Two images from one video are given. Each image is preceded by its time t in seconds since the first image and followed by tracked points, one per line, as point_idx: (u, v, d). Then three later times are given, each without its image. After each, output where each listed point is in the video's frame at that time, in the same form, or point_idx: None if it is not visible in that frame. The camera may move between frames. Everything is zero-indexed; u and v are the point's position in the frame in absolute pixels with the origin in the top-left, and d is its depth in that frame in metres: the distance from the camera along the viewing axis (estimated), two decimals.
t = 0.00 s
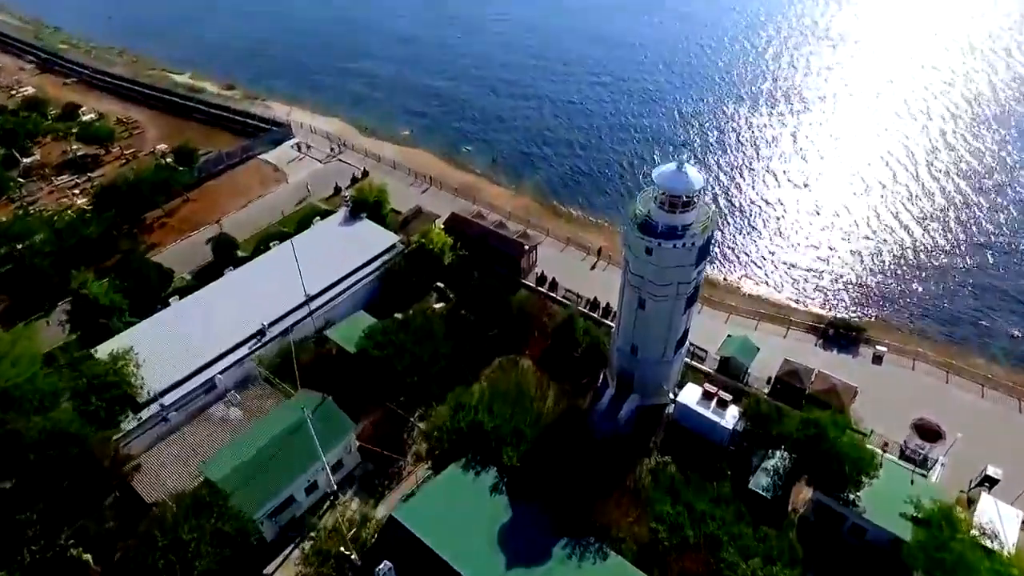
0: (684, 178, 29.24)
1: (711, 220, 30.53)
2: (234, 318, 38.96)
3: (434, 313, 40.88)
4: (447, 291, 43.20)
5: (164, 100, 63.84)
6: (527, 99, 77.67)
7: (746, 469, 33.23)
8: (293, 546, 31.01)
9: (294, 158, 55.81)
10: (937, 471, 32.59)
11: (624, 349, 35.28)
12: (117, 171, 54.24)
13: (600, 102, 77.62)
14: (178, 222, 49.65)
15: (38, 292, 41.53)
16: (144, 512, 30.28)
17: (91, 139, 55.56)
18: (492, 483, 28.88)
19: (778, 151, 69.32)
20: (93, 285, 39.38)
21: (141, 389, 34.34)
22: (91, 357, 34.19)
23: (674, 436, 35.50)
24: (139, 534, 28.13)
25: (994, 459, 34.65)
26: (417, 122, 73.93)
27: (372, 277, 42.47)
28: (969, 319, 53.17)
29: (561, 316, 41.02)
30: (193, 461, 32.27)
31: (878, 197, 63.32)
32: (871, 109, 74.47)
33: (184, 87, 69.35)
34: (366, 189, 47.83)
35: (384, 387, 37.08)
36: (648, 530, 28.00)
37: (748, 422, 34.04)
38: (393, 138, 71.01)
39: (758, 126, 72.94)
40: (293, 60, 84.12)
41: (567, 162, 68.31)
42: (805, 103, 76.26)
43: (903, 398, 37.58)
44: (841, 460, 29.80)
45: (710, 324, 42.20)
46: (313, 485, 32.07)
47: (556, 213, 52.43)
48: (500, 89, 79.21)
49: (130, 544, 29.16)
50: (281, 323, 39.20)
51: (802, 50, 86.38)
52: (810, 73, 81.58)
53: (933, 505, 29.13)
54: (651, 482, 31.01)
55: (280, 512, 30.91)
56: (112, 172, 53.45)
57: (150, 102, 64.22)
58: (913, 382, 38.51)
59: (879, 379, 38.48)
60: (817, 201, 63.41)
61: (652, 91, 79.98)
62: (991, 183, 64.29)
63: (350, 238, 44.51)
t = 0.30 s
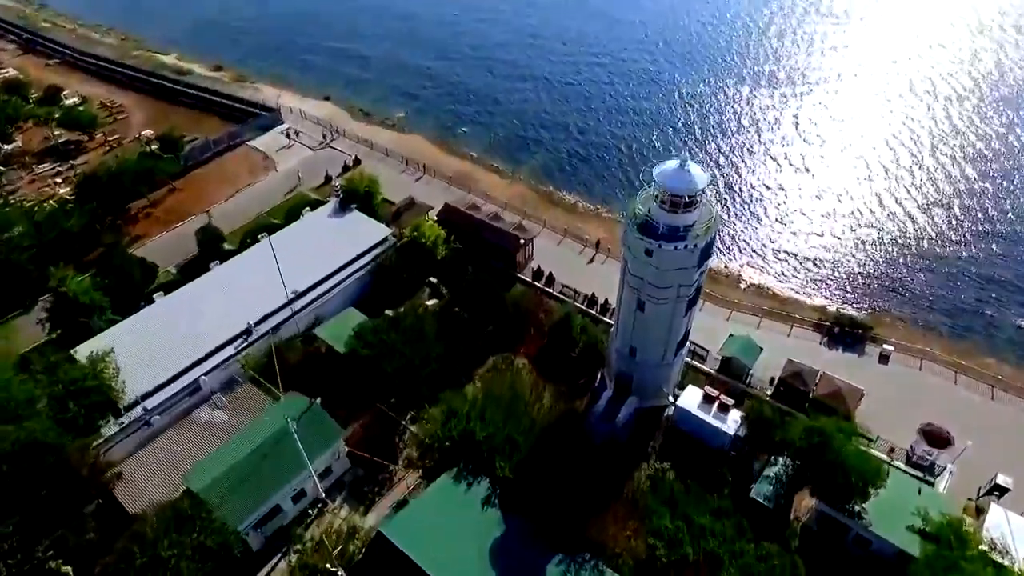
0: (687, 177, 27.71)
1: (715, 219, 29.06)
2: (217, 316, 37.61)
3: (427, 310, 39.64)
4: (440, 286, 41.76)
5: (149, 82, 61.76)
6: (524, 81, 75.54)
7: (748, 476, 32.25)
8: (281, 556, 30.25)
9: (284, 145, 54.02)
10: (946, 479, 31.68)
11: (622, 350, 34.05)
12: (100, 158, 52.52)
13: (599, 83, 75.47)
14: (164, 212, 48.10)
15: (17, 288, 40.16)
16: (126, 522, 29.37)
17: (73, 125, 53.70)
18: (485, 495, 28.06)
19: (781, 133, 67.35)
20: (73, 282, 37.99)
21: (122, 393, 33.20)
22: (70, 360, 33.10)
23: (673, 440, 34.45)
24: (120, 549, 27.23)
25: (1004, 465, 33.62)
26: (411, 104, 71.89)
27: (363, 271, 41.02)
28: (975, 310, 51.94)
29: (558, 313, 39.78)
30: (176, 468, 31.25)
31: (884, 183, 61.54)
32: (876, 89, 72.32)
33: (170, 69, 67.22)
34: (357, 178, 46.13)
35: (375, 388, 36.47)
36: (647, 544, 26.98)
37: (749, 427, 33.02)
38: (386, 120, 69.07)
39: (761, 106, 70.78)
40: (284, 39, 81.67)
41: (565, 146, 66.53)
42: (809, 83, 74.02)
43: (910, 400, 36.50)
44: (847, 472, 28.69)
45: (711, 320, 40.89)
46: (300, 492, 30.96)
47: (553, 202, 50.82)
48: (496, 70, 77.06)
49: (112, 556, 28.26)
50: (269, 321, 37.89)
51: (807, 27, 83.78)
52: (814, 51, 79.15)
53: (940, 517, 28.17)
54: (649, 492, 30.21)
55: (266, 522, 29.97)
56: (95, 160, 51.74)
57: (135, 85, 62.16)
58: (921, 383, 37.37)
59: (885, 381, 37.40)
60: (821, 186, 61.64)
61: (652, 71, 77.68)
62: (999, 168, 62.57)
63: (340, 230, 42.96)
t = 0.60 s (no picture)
0: (690, 179, 26.07)
1: (719, 222, 27.58)
2: (202, 316, 36.31)
3: (420, 308, 38.31)
4: (433, 282, 40.24)
5: (133, 64, 59.67)
6: (521, 61, 73.32)
7: (749, 485, 31.32)
8: (268, 568, 29.47)
9: (272, 132, 52.25)
10: (954, 490, 30.66)
11: (620, 353, 32.85)
12: (83, 146, 50.84)
13: (599, 64, 73.22)
14: (148, 203, 46.54)
15: None
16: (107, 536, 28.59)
17: (54, 110, 51.85)
18: (476, 510, 27.50)
19: (784, 115, 65.35)
20: (51, 280, 36.64)
21: (102, 400, 32.11)
22: (48, 365, 31.95)
23: (673, 445, 33.37)
24: (101, 566, 26.48)
25: (1014, 473, 32.53)
26: (404, 86, 69.75)
27: (352, 268, 39.64)
28: (982, 301, 50.64)
29: (555, 311, 38.45)
30: (159, 479, 30.31)
31: (890, 168, 59.80)
32: (882, 69, 70.07)
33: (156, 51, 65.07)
34: (347, 168, 44.49)
35: (365, 390, 35.62)
36: (644, 562, 26.15)
37: (750, 435, 32.10)
38: (379, 103, 67.13)
39: (763, 87, 68.63)
40: (274, 18, 79.15)
41: (562, 130, 64.73)
42: (814, 62, 71.71)
43: (917, 405, 35.31)
44: (853, 486, 27.58)
45: (712, 319, 39.61)
46: (288, 502, 30.26)
47: (551, 191, 49.22)
48: (492, 50, 74.85)
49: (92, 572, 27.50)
50: (255, 321, 36.56)
51: (812, 3, 81.11)
52: (819, 29, 76.61)
53: (949, 533, 27.03)
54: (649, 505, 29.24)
55: (252, 534, 29.14)
56: (77, 148, 50.06)
57: (119, 67, 60.06)
58: (930, 386, 36.14)
59: (891, 383, 36.23)
60: (825, 171, 59.91)
61: (653, 51, 75.31)
62: (1007, 153, 60.83)
63: (330, 224, 41.47)
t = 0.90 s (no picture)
0: (691, 182, 24.48)
1: (723, 227, 26.14)
2: (185, 318, 35.04)
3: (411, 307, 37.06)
4: (425, 280, 38.98)
5: (115, 47, 57.56)
6: (517, 42, 71.06)
7: (750, 494, 30.42)
8: None
9: (260, 119, 50.42)
10: (961, 504, 29.63)
11: (617, 360, 31.72)
12: (64, 135, 49.09)
13: (597, 44, 70.98)
14: (131, 195, 45.02)
15: None
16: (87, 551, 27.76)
17: (33, 97, 49.99)
18: (466, 528, 26.97)
19: (787, 97, 63.37)
20: (28, 281, 35.33)
21: (80, 408, 31.03)
22: (23, 373, 30.75)
23: (671, 453, 32.40)
24: None
25: None
26: (397, 68, 67.60)
27: (341, 266, 38.33)
28: (989, 292, 49.35)
29: (551, 311, 37.24)
30: (140, 492, 29.39)
31: (896, 154, 58.08)
32: (889, 48, 67.88)
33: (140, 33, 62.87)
34: (336, 160, 42.92)
35: (355, 395, 34.55)
36: None
37: (751, 444, 31.10)
38: (372, 86, 65.13)
39: (766, 68, 66.49)
40: None
41: (560, 114, 62.86)
42: (818, 40, 69.42)
43: (924, 412, 34.15)
44: (856, 504, 26.70)
45: (714, 318, 38.31)
46: (274, 514, 29.41)
47: (548, 182, 47.63)
48: (488, 30, 72.50)
49: None
50: (241, 323, 35.40)
51: None
52: (825, 5, 74.09)
53: (957, 552, 26.02)
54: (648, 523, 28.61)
55: (236, 549, 28.42)
56: (57, 137, 48.37)
57: (101, 50, 57.96)
58: (938, 391, 34.92)
59: (897, 388, 35.06)
60: (828, 157, 58.20)
61: (654, 30, 72.92)
62: (1016, 138, 59.15)
63: (318, 219, 40.00)
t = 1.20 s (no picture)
0: (694, 191, 23.14)
1: (726, 236, 24.68)
2: (167, 322, 33.84)
3: (402, 309, 35.86)
4: (416, 280, 37.75)
5: (97, 29, 55.41)
6: (515, 22, 68.76)
7: (749, 506, 29.66)
8: None
9: (247, 107, 48.59)
10: (968, 519, 28.68)
11: (615, 367, 30.54)
12: (44, 124, 47.42)
13: (596, 24, 68.63)
14: (113, 188, 43.53)
15: None
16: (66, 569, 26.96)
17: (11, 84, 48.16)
18: (458, 550, 25.94)
19: (792, 77, 61.26)
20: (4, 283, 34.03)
21: (58, 419, 29.99)
22: None
23: (669, 463, 31.47)
24: None
25: None
26: (390, 49, 65.43)
27: (329, 267, 37.02)
28: (997, 286, 48.02)
29: (547, 314, 36.09)
30: (121, 505, 28.50)
31: (902, 140, 56.29)
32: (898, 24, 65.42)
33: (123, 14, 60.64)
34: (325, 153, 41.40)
35: (344, 401, 33.53)
36: None
37: (751, 455, 30.19)
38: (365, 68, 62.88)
39: (771, 46, 64.14)
40: None
41: (557, 99, 60.93)
42: (826, 16, 66.86)
43: (931, 419, 33.04)
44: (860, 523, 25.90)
45: (716, 318, 37.01)
46: (259, 529, 28.67)
47: (544, 173, 46.04)
48: (484, 9, 70.14)
49: None
50: (225, 326, 34.18)
51: None
52: None
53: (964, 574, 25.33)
54: (644, 542, 27.97)
55: (221, 566, 27.77)
56: (37, 127, 46.72)
57: (82, 32, 55.83)
58: (945, 398, 33.79)
59: (902, 394, 33.92)
60: (833, 141, 56.43)
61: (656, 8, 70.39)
62: None
63: (305, 216, 38.57)
